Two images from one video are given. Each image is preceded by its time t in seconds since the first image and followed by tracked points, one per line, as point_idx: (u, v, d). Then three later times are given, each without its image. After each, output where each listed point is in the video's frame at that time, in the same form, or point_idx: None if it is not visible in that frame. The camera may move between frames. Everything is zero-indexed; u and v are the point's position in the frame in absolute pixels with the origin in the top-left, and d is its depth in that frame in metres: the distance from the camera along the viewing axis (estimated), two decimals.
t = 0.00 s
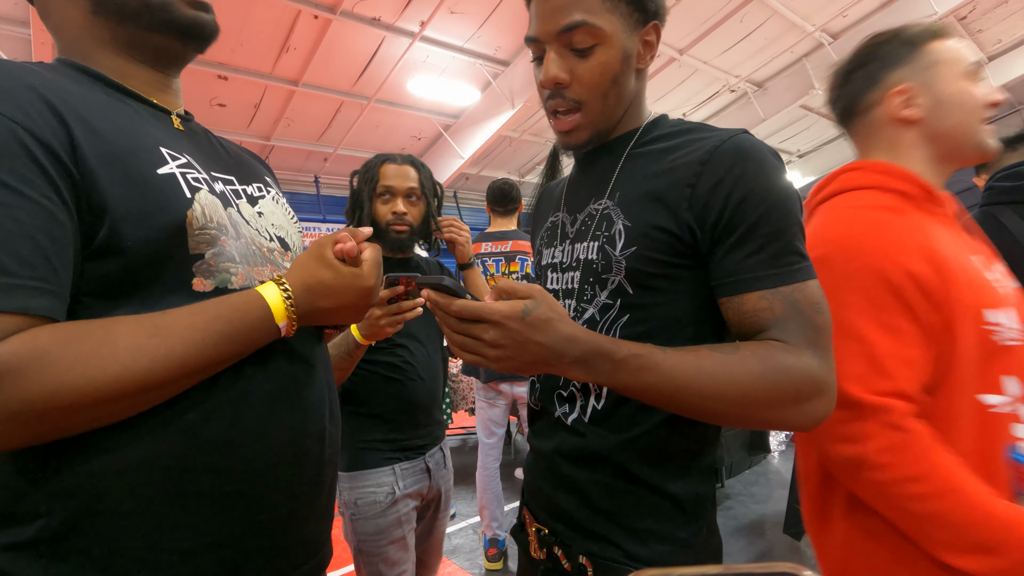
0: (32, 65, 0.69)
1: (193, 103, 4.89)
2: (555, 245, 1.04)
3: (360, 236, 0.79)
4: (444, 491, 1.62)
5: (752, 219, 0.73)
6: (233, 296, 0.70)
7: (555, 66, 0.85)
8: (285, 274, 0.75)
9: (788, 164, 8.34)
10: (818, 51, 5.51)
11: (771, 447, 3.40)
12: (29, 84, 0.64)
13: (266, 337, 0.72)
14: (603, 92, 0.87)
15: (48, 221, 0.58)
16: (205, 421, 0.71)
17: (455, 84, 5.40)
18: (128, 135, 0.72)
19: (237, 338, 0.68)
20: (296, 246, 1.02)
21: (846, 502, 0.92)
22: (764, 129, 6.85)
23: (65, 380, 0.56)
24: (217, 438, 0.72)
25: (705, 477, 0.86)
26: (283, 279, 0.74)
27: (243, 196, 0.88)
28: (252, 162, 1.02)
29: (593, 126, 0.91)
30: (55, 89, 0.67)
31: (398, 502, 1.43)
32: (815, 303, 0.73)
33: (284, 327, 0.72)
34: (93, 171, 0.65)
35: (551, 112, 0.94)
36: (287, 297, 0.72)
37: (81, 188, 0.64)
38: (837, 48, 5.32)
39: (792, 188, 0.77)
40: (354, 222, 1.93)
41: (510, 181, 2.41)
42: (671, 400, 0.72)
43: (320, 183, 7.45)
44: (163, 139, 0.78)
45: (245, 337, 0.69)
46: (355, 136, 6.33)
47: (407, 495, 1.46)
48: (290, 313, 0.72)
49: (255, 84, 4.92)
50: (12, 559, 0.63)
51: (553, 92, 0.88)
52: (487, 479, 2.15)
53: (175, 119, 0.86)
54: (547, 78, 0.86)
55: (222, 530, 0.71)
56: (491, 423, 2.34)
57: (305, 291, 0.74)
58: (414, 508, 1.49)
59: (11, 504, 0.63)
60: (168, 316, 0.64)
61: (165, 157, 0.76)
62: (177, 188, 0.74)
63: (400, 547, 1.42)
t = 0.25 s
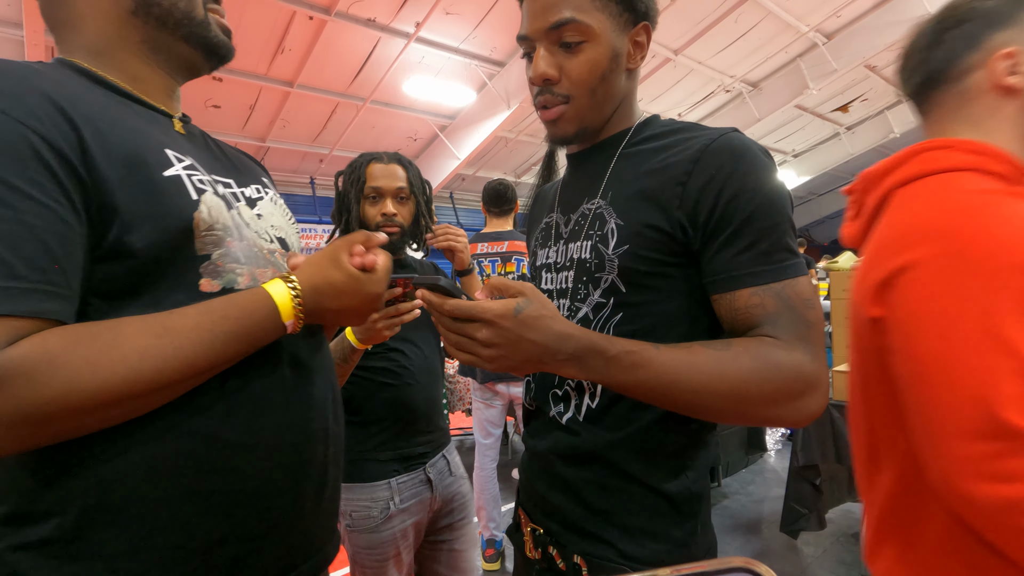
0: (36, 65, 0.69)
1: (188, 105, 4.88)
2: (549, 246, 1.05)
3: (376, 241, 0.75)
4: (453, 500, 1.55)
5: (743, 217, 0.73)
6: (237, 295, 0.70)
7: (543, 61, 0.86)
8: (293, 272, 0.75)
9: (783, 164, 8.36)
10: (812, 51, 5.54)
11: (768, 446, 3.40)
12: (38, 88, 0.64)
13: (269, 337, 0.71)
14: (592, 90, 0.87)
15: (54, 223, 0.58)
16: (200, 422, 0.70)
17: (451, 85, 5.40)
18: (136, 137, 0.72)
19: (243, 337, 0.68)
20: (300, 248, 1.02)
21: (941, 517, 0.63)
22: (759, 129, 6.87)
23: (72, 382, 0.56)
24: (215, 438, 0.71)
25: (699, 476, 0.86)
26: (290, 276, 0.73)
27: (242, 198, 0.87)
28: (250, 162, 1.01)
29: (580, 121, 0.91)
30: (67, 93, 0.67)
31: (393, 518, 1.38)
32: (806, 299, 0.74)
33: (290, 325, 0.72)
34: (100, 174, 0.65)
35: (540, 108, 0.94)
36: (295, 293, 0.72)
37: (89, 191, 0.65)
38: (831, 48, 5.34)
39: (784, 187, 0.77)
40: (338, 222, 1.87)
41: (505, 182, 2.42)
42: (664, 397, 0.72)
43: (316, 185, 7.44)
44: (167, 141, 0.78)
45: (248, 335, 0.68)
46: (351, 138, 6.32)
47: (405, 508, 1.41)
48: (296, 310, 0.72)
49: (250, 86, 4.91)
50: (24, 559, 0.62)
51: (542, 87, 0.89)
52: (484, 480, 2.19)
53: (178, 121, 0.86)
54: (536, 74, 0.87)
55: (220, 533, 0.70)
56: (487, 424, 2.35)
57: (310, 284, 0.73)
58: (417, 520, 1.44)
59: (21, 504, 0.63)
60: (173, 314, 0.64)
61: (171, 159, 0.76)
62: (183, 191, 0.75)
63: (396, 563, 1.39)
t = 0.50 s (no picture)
0: (48, 64, 0.69)
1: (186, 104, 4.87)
2: (547, 244, 1.05)
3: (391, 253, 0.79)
4: (455, 499, 1.55)
5: (739, 215, 0.73)
6: (243, 291, 0.69)
7: (540, 61, 0.86)
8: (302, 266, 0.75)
9: (782, 163, 8.36)
10: (811, 49, 5.53)
11: (766, 444, 3.41)
12: (50, 88, 0.64)
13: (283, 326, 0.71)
14: (589, 89, 0.87)
15: (70, 221, 0.58)
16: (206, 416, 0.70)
17: (450, 84, 5.40)
18: (147, 136, 0.73)
19: (251, 331, 0.68)
20: (306, 245, 1.02)
21: None
22: (758, 128, 6.87)
23: (83, 377, 0.56)
24: (222, 433, 0.71)
25: (697, 473, 0.86)
26: (298, 270, 0.74)
27: (251, 194, 0.88)
28: (257, 159, 1.01)
29: (576, 121, 0.91)
30: (77, 92, 0.67)
31: (389, 522, 1.39)
32: (802, 297, 0.74)
33: (297, 318, 0.72)
34: (114, 170, 0.66)
35: (537, 107, 0.94)
36: (303, 288, 0.72)
37: (104, 187, 0.65)
38: (830, 46, 5.34)
39: (780, 185, 0.77)
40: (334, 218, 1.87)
41: (504, 181, 2.42)
42: (661, 395, 0.73)
43: (314, 183, 7.43)
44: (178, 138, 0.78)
45: (258, 329, 0.68)
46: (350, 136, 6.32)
47: (401, 511, 1.40)
48: (302, 304, 0.72)
49: (249, 85, 4.91)
50: (38, 552, 0.62)
51: (539, 87, 0.89)
52: (484, 479, 2.23)
53: (187, 120, 0.86)
54: (533, 73, 0.87)
55: (224, 530, 0.70)
56: (486, 423, 2.36)
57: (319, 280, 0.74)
58: (414, 522, 1.43)
59: (34, 499, 0.64)
60: (181, 310, 0.64)
61: (182, 156, 0.76)
62: (195, 187, 0.75)
63: (393, 565, 1.39)
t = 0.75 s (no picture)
0: (60, 67, 0.69)
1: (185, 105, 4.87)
2: (545, 245, 1.05)
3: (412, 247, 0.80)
4: (458, 503, 1.54)
5: (737, 217, 0.73)
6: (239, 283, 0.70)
7: (537, 64, 0.86)
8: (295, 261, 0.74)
9: (780, 163, 8.38)
10: (809, 50, 5.54)
11: (765, 444, 3.41)
12: (60, 89, 0.64)
13: (283, 322, 0.71)
14: (586, 91, 0.87)
15: (76, 221, 0.59)
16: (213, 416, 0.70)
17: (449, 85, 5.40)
18: (153, 137, 0.73)
19: (248, 323, 0.68)
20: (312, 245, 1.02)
21: None
22: (756, 129, 6.87)
23: (78, 369, 0.56)
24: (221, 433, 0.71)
25: (694, 473, 0.86)
26: (293, 264, 0.73)
27: (259, 193, 0.88)
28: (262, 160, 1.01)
29: (574, 122, 0.91)
30: (88, 94, 0.67)
31: (390, 524, 1.38)
32: (800, 298, 0.74)
33: (293, 310, 0.71)
34: (121, 170, 0.66)
35: (534, 109, 0.94)
36: (297, 281, 0.71)
37: (112, 186, 0.65)
38: (828, 47, 5.35)
39: (778, 186, 0.78)
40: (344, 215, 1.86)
41: (503, 182, 2.42)
42: (660, 397, 0.73)
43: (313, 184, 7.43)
44: (185, 138, 0.78)
45: (253, 322, 0.68)
46: (348, 137, 6.31)
47: (402, 511, 1.40)
48: (299, 296, 0.71)
49: (247, 86, 4.91)
50: (60, 547, 0.64)
51: (535, 90, 0.89)
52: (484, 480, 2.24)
53: (196, 122, 0.86)
54: (530, 77, 0.87)
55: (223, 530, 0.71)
56: (485, 423, 2.36)
57: (318, 275, 0.72)
58: (415, 524, 1.43)
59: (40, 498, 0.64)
60: (178, 305, 0.64)
61: (189, 157, 0.76)
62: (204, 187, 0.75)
63: (393, 567, 1.39)
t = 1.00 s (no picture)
0: (79, 72, 0.71)
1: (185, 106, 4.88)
2: (546, 245, 1.05)
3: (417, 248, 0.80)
4: (473, 511, 1.50)
5: (740, 218, 0.73)
6: (245, 281, 0.69)
7: (537, 66, 0.87)
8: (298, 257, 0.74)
9: (780, 163, 8.37)
10: (809, 50, 5.54)
11: (765, 444, 3.41)
12: (81, 94, 0.65)
13: (286, 317, 0.71)
14: (587, 91, 0.87)
15: (92, 220, 0.59)
16: (223, 414, 0.71)
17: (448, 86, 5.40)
18: (168, 138, 0.74)
19: (256, 318, 0.68)
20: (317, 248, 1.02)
21: None
22: (756, 129, 6.88)
23: (92, 362, 0.56)
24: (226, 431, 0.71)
25: (696, 473, 0.86)
26: (296, 261, 0.73)
27: (269, 195, 0.89)
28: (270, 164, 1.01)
29: (575, 122, 0.92)
30: (106, 98, 0.68)
31: (400, 526, 1.39)
32: (803, 299, 0.74)
33: (299, 308, 0.72)
34: (137, 171, 0.67)
35: (536, 111, 0.94)
36: (303, 279, 0.72)
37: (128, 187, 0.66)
38: (827, 47, 5.35)
39: (779, 186, 0.78)
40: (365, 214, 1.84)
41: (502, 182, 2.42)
42: (665, 399, 0.73)
43: (313, 185, 7.43)
44: (197, 141, 0.79)
45: (260, 317, 0.68)
46: (348, 137, 6.32)
47: (412, 515, 1.40)
48: (304, 294, 0.72)
49: (248, 87, 4.91)
50: (78, 542, 0.65)
51: (536, 92, 0.89)
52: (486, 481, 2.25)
53: (204, 128, 0.87)
54: (531, 79, 0.87)
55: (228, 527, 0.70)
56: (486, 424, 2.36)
57: (320, 271, 0.73)
58: (425, 529, 1.42)
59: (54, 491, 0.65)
60: (187, 299, 0.64)
61: (202, 160, 0.77)
62: (217, 189, 0.76)
63: (402, 568, 1.40)
